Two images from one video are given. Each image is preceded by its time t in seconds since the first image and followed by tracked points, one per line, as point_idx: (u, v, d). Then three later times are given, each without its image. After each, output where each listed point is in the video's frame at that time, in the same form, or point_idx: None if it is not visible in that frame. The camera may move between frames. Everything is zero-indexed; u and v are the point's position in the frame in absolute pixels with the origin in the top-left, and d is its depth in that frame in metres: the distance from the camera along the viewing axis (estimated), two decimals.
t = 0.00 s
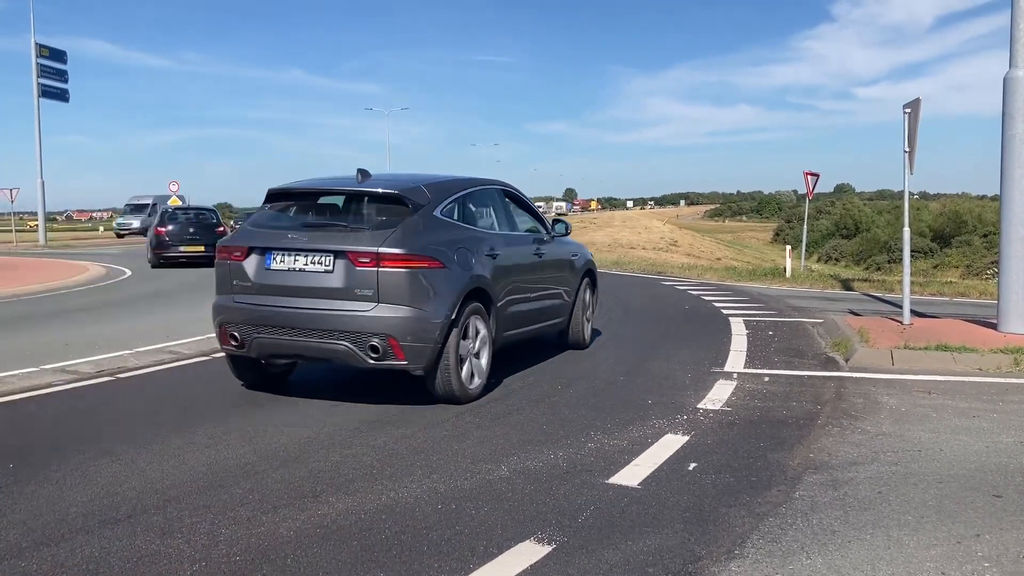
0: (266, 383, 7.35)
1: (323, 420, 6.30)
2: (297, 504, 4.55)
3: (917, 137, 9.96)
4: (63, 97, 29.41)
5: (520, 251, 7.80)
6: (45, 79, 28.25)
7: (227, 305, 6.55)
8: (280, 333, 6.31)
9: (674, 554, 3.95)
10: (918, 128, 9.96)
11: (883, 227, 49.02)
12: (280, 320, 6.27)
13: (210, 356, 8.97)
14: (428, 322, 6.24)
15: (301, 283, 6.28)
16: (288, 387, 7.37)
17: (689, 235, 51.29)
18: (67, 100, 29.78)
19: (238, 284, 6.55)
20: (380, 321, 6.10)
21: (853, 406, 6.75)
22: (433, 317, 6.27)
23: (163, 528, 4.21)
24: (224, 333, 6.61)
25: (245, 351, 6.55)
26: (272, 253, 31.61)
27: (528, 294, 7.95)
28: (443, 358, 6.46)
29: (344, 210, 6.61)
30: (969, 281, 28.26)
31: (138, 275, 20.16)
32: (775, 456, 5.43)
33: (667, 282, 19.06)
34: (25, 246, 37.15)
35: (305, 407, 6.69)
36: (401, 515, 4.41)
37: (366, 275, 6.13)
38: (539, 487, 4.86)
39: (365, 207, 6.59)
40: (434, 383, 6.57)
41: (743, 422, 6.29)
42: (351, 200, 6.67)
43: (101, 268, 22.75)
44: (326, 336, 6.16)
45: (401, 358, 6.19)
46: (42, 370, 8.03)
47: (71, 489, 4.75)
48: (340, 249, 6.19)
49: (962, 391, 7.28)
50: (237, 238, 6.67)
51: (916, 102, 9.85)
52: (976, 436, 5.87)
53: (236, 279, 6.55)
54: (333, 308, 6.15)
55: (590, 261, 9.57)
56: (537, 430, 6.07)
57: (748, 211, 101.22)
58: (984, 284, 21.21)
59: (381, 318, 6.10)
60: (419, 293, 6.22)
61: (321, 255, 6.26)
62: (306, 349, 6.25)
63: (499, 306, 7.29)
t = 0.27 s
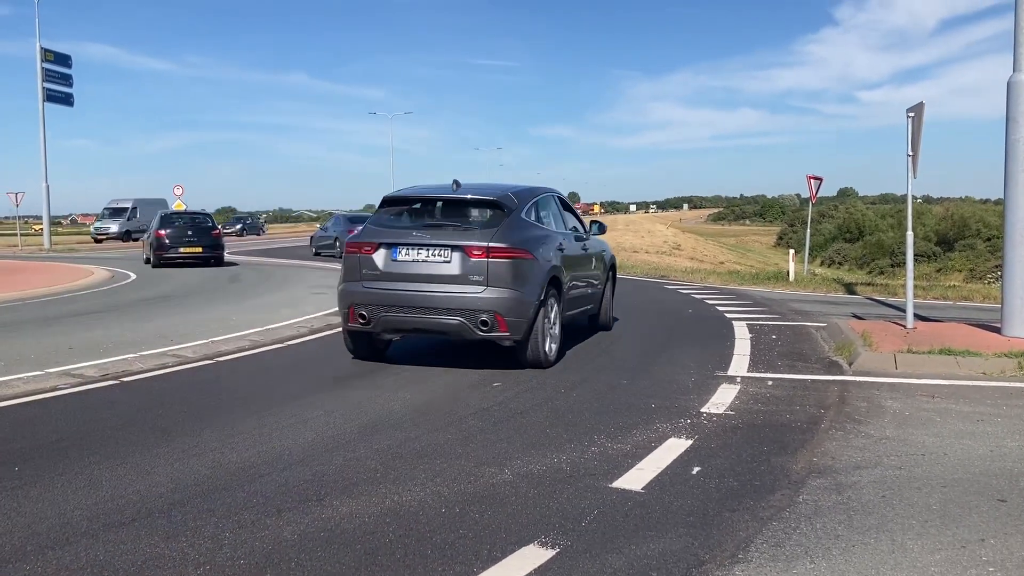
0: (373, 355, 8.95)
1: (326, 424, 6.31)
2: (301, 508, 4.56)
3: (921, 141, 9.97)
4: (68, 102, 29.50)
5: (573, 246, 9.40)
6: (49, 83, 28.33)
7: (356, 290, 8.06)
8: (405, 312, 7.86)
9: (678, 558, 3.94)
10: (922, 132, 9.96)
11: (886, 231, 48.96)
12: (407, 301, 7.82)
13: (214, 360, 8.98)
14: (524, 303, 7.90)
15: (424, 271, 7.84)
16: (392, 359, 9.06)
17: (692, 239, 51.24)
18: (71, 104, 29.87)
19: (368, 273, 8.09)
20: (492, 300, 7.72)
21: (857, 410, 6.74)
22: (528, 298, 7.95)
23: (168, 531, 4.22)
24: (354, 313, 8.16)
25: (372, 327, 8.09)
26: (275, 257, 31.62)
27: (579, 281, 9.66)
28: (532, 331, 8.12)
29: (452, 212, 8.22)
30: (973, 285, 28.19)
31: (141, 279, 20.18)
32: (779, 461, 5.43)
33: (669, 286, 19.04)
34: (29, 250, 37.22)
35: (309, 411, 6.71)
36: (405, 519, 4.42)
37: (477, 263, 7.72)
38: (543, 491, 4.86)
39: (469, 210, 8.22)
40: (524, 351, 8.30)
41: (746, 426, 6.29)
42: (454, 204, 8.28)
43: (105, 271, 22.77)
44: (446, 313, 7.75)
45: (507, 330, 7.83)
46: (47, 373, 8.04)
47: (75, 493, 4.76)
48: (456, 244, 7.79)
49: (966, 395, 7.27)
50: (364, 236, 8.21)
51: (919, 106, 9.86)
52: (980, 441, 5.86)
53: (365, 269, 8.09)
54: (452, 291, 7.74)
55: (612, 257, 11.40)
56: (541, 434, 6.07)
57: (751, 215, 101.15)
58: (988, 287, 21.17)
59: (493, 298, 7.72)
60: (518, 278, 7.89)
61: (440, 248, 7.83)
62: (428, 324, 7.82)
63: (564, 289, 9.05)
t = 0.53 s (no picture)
0: (438, 336, 10.71)
1: (329, 427, 6.32)
2: (303, 511, 4.55)
3: (924, 144, 9.96)
4: (72, 105, 29.60)
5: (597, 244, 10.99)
6: (54, 87, 28.43)
7: (433, 281, 9.65)
8: (475, 298, 9.49)
9: (681, 563, 3.94)
10: (925, 136, 9.95)
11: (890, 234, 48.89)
12: (478, 292, 9.44)
13: (217, 364, 8.99)
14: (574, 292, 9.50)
15: (492, 265, 9.46)
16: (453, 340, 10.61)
17: (695, 243, 51.21)
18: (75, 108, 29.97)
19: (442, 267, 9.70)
20: (550, 289, 9.37)
21: (861, 414, 6.72)
22: (577, 286, 9.62)
23: (171, 535, 4.22)
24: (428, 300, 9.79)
25: (446, 312, 9.69)
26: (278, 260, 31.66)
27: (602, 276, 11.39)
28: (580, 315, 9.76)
29: (512, 215, 9.92)
30: (976, 289, 28.12)
31: (144, 283, 20.20)
32: (782, 465, 5.42)
33: (672, 289, 19.04)
34: (33, 253, 37.30)
35: (312, 414, 6.71)
36: (408, 523, 4.41)
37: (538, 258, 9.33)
38: (546, 495, 4.86)
39: (525, 214, 9.90)
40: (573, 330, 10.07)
41: (749, 430, 6.28)
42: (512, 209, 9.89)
43: (108, 275, 22.80)
44: (512, 300, 9.38)
45: (561, 313, 9.48)
46: (50, 377, 8.06)
47: (78, 496, 4.76)
48: (521, 242, 9.43)
49: (970, 400, 7.25)
50: (439, 235, 9.78)
51: (922, 109, 9.85)
52: (983, 445, 5.85)
53: (440, 264, 9.68)
54: (516, 282, 9.37)
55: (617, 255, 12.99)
56: (543, 437, 6.07)
57: (754, 218, 101.09)
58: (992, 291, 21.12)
59: (551, 286, 9.36)
60: (571, 269, 9.52)
61: (506, 245, 9.47)
62: (495, 309, 9.45)
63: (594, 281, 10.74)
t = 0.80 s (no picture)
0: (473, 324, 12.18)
1: (331, 432, 6.32)
2: (305, 516, 4.55)
3: (927, 148, 9.95)
4: (76, 110, 29.67)
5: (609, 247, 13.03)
6: (58, 91, 28.51)
7: (478, 275, 11.44)
8: (515, 290, 11.33)
9: (684, 568, 3.93)
10: (928, 140, 9.94)
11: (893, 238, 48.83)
12: (517, 285, 11.29)
13: (220, 368, 9.00)
14: (593, 286, 11.36)
15: (529, 262, 11.32)
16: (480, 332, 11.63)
17: (698, 247, 51.17)
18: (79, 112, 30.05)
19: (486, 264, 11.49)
20: (578, 281, 11.27)
21: (864, 419, 6.71)
22: (600, 278, 11.45)
23: (173, 539, 4.22)
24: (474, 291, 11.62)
25: (490, 302, 11.49)
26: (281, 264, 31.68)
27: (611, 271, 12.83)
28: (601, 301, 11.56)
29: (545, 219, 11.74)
30: (980, 293, 28.04)
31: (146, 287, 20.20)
32: (786, 469, 5.41)
33: (675, 293, 19.04)
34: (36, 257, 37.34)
35: (314, 418, 6.71)
36: (410, 527, 4.41)
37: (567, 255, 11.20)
38: (548, 500, 4.85)
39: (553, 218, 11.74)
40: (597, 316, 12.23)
41: (752, 435, 6.27)
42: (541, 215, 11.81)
43: (111, 279, 22.82)
44: (546, 291, 11.24)
45: (587, 302, 11.34)
46: (53, 381, 8.06)
47: (80, 500, 4.77)
48: (553, 242, 11.33)
49: (974, 404, 7.23)
50: (481, 236, 11.53)
51: (926, 114, 9.84)
52: (987, 450, 5.83)
53: (485, 261, 11.45)
54: (549, 275, 11.21)
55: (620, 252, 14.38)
56: (546, 442, 6.06)
57: (757, 222, 101.02)
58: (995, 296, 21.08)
59: (579, 279, 11.25)
60: (594, 265, 11.42)
61: (540, 245, 11.34)
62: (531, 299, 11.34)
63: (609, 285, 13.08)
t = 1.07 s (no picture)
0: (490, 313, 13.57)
1: (333, 435, 6.31)
2: (307, 520, 4.54)
3: (931, 152, 9.93)
4: (79, 113, 29.71)
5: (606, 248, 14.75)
6: (61, 94, 28.58)
7: (502, 272, 12.99)
8: (533, 285, 12.94)
9: (688, 572, 3.91)
10: (932, 144, 9.92)
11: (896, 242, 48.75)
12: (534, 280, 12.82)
13: (223, 371, 9.00)
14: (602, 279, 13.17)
15: (545, 260, 12.92)
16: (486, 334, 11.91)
17: (701, 250, 51.10)
18: (81, 115, 30.10)
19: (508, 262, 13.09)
20: (587, 278, 12.95)
21: (868, 423, 6.68)
22: (605, 275, 13.17)
23: (175, 542, 4.21)
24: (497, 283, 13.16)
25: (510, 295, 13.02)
26: (284, 267, 31.69)
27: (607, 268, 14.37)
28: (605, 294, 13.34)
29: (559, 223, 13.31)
30: (983, 296, 27.96)
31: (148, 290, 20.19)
32: (789, 473, 5.39)
33: (678, 297, 19.02)
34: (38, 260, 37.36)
35: (317, 422, 6.71)
36: (412, 531, 4.40)
37: (579, 255, 12.89)
38: (551, 504, 4.84)
39: (563, 223, 13.44)
40: (599, 306, 13.83)
41: (756, 439, 6.25)
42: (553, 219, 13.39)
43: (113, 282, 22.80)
44: (559, 285, 12.87)
45: (595, 296, 13.07)
46: (56, 384, 8.06)
47: (81, 504, 4.76)
48: (567, 244, 12.96)
49: (978, 408, 7.20)
50: (503, 237, 13.11)
51: (929, 117, 9.83)
52: (992, 454, 5.80)
53: (506, 260, 13.05)
54: (562, 273, 12.86)
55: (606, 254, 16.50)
56: (549, 446, 6.05)
57: (760, 226, 100.91)
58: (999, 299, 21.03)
59: (588, 276, 12.92)
60: (601, 263, 13.13)
61: (556, 246, 12.96)
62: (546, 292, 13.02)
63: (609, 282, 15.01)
